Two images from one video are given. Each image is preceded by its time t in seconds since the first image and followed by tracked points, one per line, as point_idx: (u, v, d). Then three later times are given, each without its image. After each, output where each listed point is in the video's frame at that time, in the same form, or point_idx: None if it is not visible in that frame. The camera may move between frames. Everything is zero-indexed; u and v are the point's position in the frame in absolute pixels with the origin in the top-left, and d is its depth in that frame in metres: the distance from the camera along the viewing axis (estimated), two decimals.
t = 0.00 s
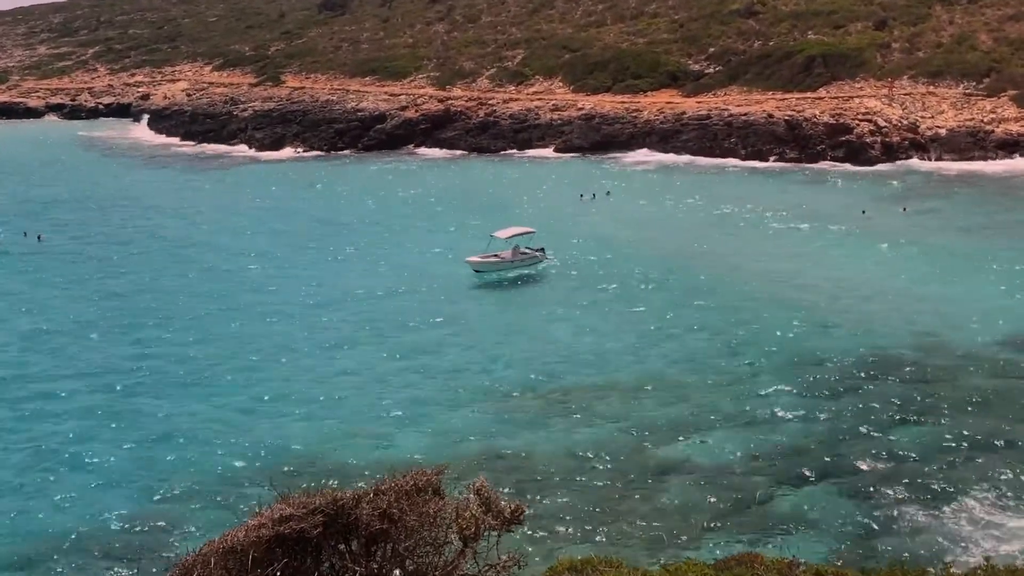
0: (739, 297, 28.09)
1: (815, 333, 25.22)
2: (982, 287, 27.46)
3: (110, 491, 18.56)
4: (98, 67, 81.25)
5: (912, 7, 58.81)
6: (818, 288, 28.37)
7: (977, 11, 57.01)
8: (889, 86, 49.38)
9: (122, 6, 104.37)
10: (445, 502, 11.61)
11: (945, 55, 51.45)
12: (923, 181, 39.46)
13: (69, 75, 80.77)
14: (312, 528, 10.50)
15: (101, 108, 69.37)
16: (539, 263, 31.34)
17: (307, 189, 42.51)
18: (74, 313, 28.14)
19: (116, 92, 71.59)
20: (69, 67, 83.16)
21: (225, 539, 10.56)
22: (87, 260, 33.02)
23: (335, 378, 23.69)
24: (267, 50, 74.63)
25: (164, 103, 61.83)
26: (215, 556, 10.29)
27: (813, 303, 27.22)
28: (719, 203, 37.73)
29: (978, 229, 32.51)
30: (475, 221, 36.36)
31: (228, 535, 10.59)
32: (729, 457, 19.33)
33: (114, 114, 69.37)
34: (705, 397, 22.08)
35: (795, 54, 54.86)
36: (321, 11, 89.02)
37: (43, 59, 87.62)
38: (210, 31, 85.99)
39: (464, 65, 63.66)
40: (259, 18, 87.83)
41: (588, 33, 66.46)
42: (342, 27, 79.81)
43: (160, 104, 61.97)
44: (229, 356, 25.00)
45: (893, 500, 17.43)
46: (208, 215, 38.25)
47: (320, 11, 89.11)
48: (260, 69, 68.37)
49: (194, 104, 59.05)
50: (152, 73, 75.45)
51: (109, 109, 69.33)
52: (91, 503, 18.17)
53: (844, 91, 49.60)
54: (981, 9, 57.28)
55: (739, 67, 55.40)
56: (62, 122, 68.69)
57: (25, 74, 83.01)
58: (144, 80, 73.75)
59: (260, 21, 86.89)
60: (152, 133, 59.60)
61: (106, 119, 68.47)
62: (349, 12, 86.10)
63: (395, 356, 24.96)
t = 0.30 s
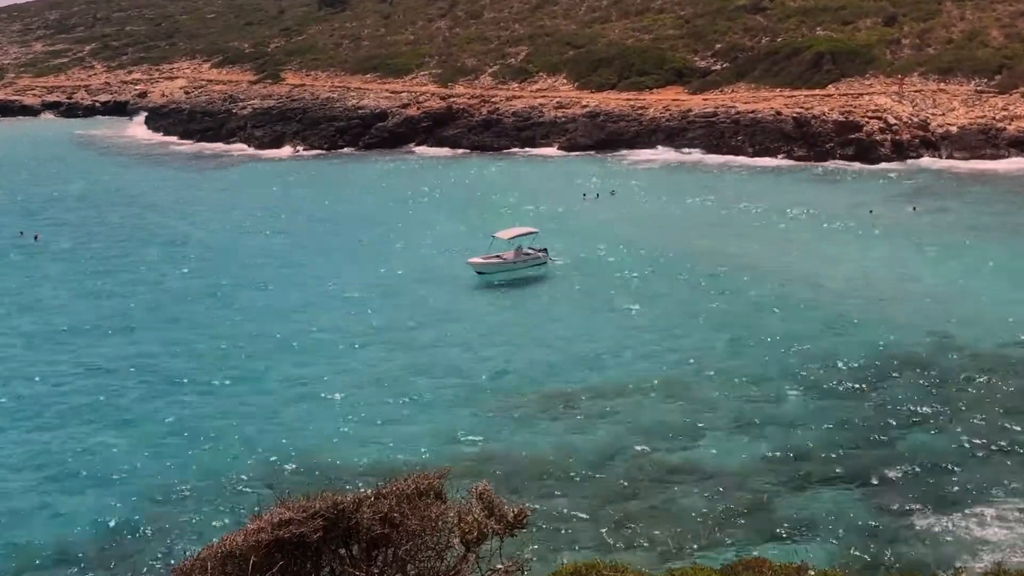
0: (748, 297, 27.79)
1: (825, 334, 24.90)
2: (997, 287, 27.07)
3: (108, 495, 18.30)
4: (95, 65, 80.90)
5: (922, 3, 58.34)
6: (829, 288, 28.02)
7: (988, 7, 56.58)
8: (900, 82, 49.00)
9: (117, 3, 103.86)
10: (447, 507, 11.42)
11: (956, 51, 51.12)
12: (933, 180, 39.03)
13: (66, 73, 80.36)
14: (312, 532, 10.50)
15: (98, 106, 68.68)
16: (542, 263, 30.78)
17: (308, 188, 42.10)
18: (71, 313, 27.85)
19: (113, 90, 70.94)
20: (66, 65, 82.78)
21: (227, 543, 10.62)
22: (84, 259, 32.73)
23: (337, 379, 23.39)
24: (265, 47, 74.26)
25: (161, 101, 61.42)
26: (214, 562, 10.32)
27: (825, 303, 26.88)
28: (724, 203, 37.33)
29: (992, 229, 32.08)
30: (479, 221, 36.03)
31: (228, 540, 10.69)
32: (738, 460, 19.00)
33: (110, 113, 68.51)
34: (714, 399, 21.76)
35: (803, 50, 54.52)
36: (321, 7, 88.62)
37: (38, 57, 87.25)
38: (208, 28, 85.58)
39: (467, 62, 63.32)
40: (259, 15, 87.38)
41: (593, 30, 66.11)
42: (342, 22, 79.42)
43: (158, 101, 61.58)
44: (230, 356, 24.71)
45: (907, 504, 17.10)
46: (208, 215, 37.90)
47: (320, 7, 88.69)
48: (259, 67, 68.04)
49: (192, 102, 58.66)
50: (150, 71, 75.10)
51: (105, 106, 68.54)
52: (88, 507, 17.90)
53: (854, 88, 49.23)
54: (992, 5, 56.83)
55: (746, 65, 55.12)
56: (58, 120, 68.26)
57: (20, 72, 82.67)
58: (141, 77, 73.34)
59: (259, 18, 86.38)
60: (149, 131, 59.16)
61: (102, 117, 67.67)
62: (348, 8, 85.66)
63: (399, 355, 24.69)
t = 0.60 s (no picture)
0: (757, 296, 27.49)
1: (836, 334, 24.61)
2: (1010, 287, 26.78)
3: (107, 499, 18.01)
4: (93, 63, 80.58)
5: None
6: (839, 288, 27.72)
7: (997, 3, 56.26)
8: (909, 80, 48.73)
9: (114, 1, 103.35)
10: (449, 512, 11.46)
11: (967, 48, 50.83)
12: (942, 179, 38.65)
13: (63, 72, 80.01)
14: (313, 537, 10.45)
15: (95, 105, 68.26)
16: (546, 265, 30.41)
17: (308, 188, 41.80)
18: (69, 315, 27.54)
19: (110, 89, 70.57)
20: (63, 64, 82.39)
21: (227, 551, 10.61)
22: (83, 260, 32.42)
23: (340, 380, 23.10)
24: (265, 45, 73.95)
25: (160, 100, 61.06)
26: (214, 567, 10.33)
27: (835, 303, 26.60)
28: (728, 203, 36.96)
29: (1004, 228, 31.75)
30: (482, 220, 35.74)
31: (227, 548, 10.64)
32: (749, 463, 18.70)
33: (108, 112, 68.10)
34: (722, 400, 21.47)
35: (811, 47, 54.26)
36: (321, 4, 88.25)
37: (35, 55, 86.80)
38: (207, 26, 85.20)
39: (469, 60, 63.03)
40: (258, 12, 87.00)
41: (597, 27, 65.81)
42: (343, 20, 79.11)
43: (156, 100, 61.24)
44: (230, 358, 24.43)
45: (922, 507, 16.82)
46: (207, 215, 37.60)
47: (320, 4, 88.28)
48: (259, 65, 67.76)
49: (192, 100, 58.35)
50: (148, 69, 74.79)
51: (103, 105, 68.13)
52: (86, 511, 17.61)
53: (862, 85, 48.97)
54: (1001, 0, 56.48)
55: (753, 62, 54.84)
56: (55, 119, 67.89)
57: (16, 71, 82.34)
58: (140, 76, 73.06)
59: (259, 15, 86.01)
60: (146, 131, 58.76)
61: (99, 117, 67.30)
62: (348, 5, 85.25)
63: (404, 356, 24.44)
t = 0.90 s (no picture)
0: (764, 297, 27.34)
1: (844, 335, 24.37)
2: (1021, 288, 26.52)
3: (104, 505, 17.82)
4: (90, 63, 80.48)
5: None
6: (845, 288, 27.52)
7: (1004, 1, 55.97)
8: (917, 79, 48.56)
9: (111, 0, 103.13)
10: (450, 517, 11.84)
11: (975, 47, 50.67)
12: (949, 179, 38.36)
13: (60, 72, 79.87)
14: (312, 543, 10.82)
15: (92, 105, 68.10)
16: (546, 268, 30.01)
17: (308, 188, 41.57)
18: (65, 316, 27.36)
19: (107, 89, 70.37)
20: (60, 65, 82.25)
21: (225, 556, 10.95)
22: (80, 261, 32.25)
23: (341, 382, 22.87)
24: (264, 45, 73.76)
25: (157, 100, 60.85)
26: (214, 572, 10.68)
27: (843, 304, 26.36)
28: (731, 203, 36.68)
29: (1013, 229, 31.49)
30: (484, 221, 35.49)
31: (224, 555, 10.90)
32: (756, 467, 18.41)
33: (105, 112, 67.94)
34: (728, 403, 21.21)
35: (817, 46, 54.09)
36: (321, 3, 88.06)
37: (32, 55, 86.57)
38: (206, 25, 84.98)
39: (470, 59, 62.87)
40: (257, 11, 86.74)
41: (601, 26, 65.60)
42: (343, 19, 78.89)
43: (153, 100, 61.00)
44: (229, 360, 24.21)
45: (932, 511, 16.56)
46: (206, 216, 37.36)
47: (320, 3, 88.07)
48: (258, 65, 67.60)
49: (190, 101, 58.16)
50: (146, 69, 74.65)
51: (100, 105, 67.96)
52: (82, 516, 17.42)
53: (869, 85, 48.80)
54: None
55: (758, 61, 54.63)
56: (52, 119, 67.75)
57: (13, 71, 82.18)
58: (138, 76, 72.95)
59: (258, 14, 85.73)
60: (144, 131, 58.55)
61: (96, 117, 67.12)
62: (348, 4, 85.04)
63: (406, 357, 24.20)
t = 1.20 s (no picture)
0: (769, 296, 27.06)
1: (851, 336, 24.09)
2: None
3: (99, 510, 17.56)
4: (83, 61, 80.01)
5: None
6: (852, 288, 27.24)
7: None
8: (923, 76, 48.33)
9: None
10: (448, 523, 12.81)
11: (981, 43, 50.39)
12: (955, 178, 38.07)
13: (52, 70, 79.46)
14: (307, 549, 11.66)
15: (85, 104, 67.82)
16: (544, 270, 29.56)
17: (307, 188, 41.26)
18: (58, 317, 27.05)
19: (100, 87, 69.99)
20: (53, 63, 81.70)
21: (222, 562, 11.76)
22: (75, 261, 31.93)
23: (340, 383, 22.58)
24: (259, 42, 73.31)
25: (151, 98, 60.44)
26: None
27: (849, 304, 26.08)
28: (734, 202, 36.39)
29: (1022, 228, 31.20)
30: (485, 221, 35.19)
31: (221, 560, 11.70)
32: (761, 469, 18.13)
33: (98, 111, 67.69)
34: (732, 404, 20.92)
35: (821, 43, 53.81)
36: None
37: (23, 52, 85.89)
38: (200, 21, 84.42)
39: (470, 56, 62.62)
40: (252, 7, 86.18)
41: (602, 22, 65.27)
42: (340, 15, 78.34)
43: (147, 99, 60.60)
44: (225, 360, 23.92)
45: (943, 514, 16.29)
46: (202, 216, 37.03)
47: None
48: (253, 62, 67.27)
49: (184, 99, 57.80)
50: (141, 68, 74.26)
51: (93, 105, 67.70)
52: (76, 522, 17.17)
53: (874, 82, 48.59)
54: None
55: (761, 58, 54.32)
56: (45, 118, 67.45)
57: (5, 69, 81.57)
58: (131, 74, 72.57)
59: (253, 9, 85.14)
60: (138, 130, 58.26)
61: (89, 116, 66.80)
62: None
63: (406, 358, 23.91)
